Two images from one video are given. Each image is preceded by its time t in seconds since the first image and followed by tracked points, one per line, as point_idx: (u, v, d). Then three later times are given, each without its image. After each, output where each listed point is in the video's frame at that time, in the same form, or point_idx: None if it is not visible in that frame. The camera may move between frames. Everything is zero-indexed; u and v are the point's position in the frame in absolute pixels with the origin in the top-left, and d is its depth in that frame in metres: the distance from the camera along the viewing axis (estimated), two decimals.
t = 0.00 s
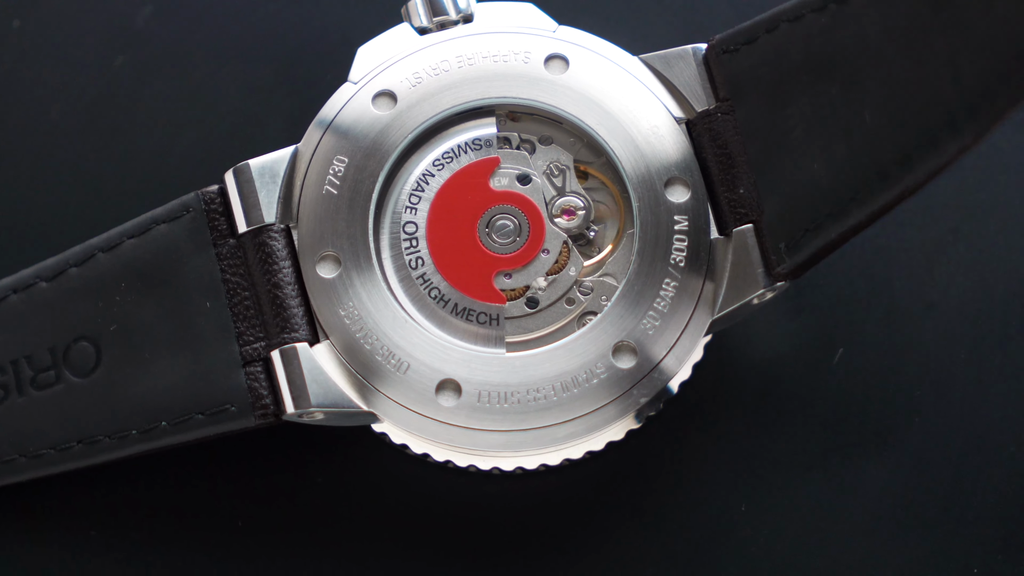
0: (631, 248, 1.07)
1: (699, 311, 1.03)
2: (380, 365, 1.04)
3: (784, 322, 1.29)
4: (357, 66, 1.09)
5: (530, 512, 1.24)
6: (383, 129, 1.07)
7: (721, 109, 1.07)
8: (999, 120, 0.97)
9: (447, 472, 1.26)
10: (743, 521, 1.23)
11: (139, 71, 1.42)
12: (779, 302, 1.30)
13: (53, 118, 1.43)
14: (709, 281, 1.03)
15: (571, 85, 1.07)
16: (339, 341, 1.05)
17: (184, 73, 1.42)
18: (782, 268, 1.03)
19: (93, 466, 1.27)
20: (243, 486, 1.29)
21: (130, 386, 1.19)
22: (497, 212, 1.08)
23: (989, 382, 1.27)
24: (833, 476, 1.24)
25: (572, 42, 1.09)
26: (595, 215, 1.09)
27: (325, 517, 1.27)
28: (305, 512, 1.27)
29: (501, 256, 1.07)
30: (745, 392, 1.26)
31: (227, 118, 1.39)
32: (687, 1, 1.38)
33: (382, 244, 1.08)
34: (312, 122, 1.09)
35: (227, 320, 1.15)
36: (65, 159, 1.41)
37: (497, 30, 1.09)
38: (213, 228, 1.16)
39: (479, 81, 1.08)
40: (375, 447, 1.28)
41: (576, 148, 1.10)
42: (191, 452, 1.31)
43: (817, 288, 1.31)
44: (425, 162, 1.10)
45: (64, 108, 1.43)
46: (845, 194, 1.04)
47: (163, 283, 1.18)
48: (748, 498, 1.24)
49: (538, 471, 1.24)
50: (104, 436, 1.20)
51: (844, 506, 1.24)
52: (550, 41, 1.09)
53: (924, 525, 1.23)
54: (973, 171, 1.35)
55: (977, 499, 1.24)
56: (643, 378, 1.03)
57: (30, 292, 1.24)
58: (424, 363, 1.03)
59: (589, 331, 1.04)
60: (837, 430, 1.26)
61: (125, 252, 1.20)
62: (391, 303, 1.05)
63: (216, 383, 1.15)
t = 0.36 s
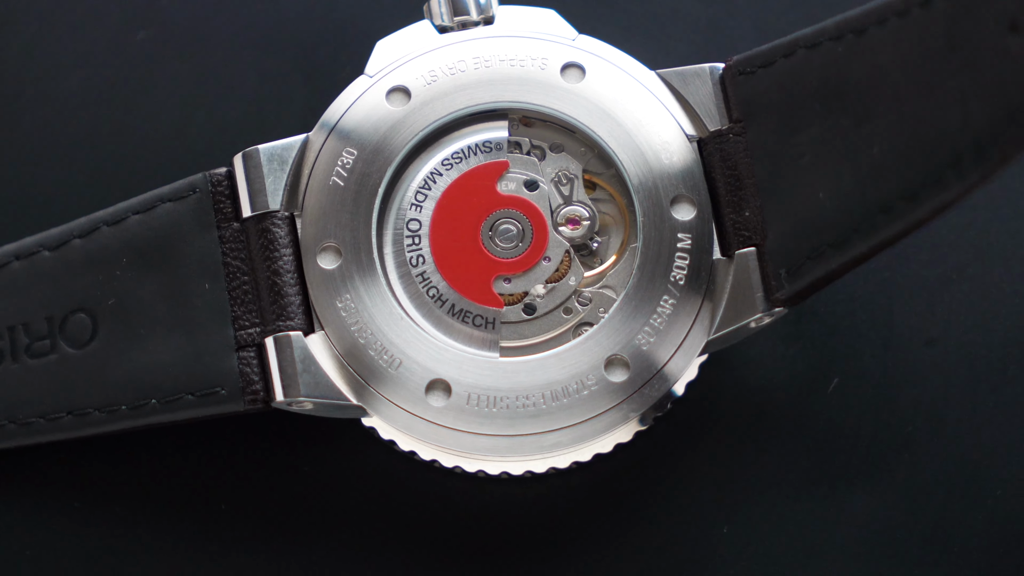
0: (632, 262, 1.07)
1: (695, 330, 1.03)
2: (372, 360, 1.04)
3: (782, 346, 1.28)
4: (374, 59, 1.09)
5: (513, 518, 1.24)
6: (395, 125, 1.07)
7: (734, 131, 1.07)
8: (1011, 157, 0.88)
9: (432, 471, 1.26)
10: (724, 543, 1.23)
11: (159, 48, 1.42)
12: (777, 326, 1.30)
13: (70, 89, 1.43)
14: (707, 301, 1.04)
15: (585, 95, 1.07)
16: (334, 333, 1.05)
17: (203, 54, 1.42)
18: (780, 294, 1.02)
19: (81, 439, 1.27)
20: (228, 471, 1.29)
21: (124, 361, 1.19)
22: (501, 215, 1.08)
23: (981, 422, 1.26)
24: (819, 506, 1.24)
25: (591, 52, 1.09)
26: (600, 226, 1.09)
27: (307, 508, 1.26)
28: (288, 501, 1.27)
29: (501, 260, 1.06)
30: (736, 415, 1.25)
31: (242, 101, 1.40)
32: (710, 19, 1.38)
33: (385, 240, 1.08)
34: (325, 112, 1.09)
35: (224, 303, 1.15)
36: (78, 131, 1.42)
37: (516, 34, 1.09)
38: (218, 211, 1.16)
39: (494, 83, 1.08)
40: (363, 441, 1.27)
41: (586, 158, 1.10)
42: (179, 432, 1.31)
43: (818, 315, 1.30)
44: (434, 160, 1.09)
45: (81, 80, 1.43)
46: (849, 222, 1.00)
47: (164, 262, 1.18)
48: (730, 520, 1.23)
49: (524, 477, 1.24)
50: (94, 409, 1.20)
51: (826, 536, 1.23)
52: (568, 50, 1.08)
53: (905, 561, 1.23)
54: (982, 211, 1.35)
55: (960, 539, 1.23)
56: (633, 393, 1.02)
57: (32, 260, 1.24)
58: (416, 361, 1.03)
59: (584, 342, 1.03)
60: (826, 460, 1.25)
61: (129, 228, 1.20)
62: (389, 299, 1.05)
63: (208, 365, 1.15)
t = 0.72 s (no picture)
0: (633, 276, 1.06)
1: (690, 348, 1.03)
2: (365, 354, 1.04)
3: (779, 371, 1.27)
4: (392, 54, 1.09)
5: (495, 523, 1.23)
6: (407, 121, 1.07)
7: (744, 152, 1.06)
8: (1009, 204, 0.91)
9: (417, 469, 1.25)
10: (704, 563, 1.22)
11: (180, 27, 1.42)
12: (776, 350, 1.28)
13: (89, 60, 1.43)
14: (704, 320, 1.04)
15: (598, 106, 1.07)
16: (329, 324, 1.05)
17: (223, 36, 1.42)
18: (777, 319, 1.03)
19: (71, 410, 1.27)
20: (215, 453, 1.29)
21: (120, 336, 1.19)
22: (505, 220, 1.07)
23: (970, 463, 1.26)
24: (804, 535, 1.23)
25: (608, 63, 1.09)
26: (603, 237, 1.08)
27: (290, 496, 1.26)
28: (272, 488, 1.27)
29: (502, 265, 1.06)
30: (726, 436, 1.25)
31: (259, 87, 1.40)
32: (731, 39, 1.37)
33: (388, 235, 1.08)
34: (339, 103, 1.09)
35: (223, 286, 1.15)
36: (93, 103, 1.42)
37: (536, 40, 1.09)
38: (224, 193, 1.16)
39: (509, 87, 1.07)
40: (351, 434, 1.27)
41: (595, 168, 1.10)
42: (170, 411, 1.31)
43: (818, 343, 1.29)
44: (442, 159, 1.09)
45: (100, 52, 1.43)
46: (852, 254, 1.00)
47: (167, 240, 1.18)
48: (712, 541, 1.23)
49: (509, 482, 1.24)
50: (87, 382, 1.20)
51: (806, 564, 1.23)
52: (585, 59, 1.09)
53: None
54: (991, 251, 1.33)
55: None
56: (623, 407, 1.02)
57: (37, 230, 1.24)
58: (408, 359, 1.03)
59: (578, 352, 1.03)
60: (811, 488, 1.25)
61: (135, 203, 1.20)
62: (387, 294, 1.05)
63: (202, 346, 1.15)
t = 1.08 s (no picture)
0: (632, 291, 1.06)
1: (683, 368, 1.03)
2: (358, 348, 1.04)
3: (772, 398, 1.26)
4: (410, 50, 1.09)
5: (477, 527, 1.23)
6: (419, 118, 1.07)
7: (753, 176, 1.06)
8: (1009, 252, 0.87)
9: (402, 467, 1.25)
10: None
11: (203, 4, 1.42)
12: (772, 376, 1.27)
13: (108, 30, 1.43)
14: (700, 340, 1.04)
15: (612, 118, 1.07)
16: (325, 316, 1.05)
17: (245, 17, 1.41)
18: (772, 345, 1.02)
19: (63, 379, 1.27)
20: (204, 434, 1.29)
21: (117, 310, 1.19)
22: (509, 225, 1.07)
23: (957, 505, 1.25)
24: (783, 563, 1.23)
25: (625, 77, 1.08)
26: (606, 250, 1.08)
27: (276, 483, 1.26)
28: (258, 474, 1.27)
29: (502, 270, 1.06)
30: (714, 458, 1.24)
31: (277, 70, 1.39)
32: (753, 59, 1.37)
33: (391, 230, 1.08)
34: (354, 95, 1.10)
35: (223, 268, 1.15)
36: (110, 74, 1.42)
37: (555, 48, 1.09)
38: (232, 176, 1.16)
39: (524, 93, 1.07)
40: (341, 426, 1.27)
41: (604, 180, 1.09)
42: (161, 388, 1.31)
43: (817, 372, 1.28)
44: (452, 159, 1.09)
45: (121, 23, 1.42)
46: (849, 284, 0.98)
47: (171, 218, 1.18)
48: (690, 562, 1.23)
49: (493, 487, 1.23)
50: (80, 352, 1.20)
51: None
52: (602, 71, 1.08)
53: None
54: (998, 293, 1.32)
55: None
56: (611, 421, 1.02)
57: (45, 197, 1.24)
58: (401, 356, 1.04)
59: (570, 363, 1.03)
60: (795, 518, 1.24)
61: (144, 178, 1.20)
62: (384, 290, 1.05)
63: (198, 327, 1.15)
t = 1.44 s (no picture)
0: (631, 306, 1.05)
1: (675, 386, 1.03)
2: (352, 341, 1.04)
3: (764, 422, 1.26)
4: (428, 48, 1.09)
5: (458, 529, 1.23)
6: (431, 117, 1.07)
7: (760, 200, 1.06)
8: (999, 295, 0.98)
9: (388, 464, 1.25)
10: None
11: None
12: (765, 401, 1.27)
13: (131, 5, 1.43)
14: (693, 360, 1.03)
15: (623, 131, 1.06)
16: (321, 307, 1.06)
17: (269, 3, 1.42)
18: (764, 370, 1.02)
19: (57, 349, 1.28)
20: (194, 414, 1.29)
21: (117, 284, 1.19)
22: (512, 230, 1.07)
23: (940, 545, 1.24)
24: None
25: (640, 91, 1.08)
26: (608, 262, 1.07)
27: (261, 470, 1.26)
28: (244, 459, 1.27)
29: (502, 274, 1.06)
30: (700, 479, 1.24)
31: (296, 58, 1.39)
32: (770, 83, 1.37)
33: (395, 226, 1.08)
34: (369, 89, 1.10)
35: (225, 251, 1.15)
36: (130, 49, 1.42)
37: (573, 57, 1.09)
38: (241, 160, 1.16)
39: (538, 99, 1.07)
40: (330, 418, 1.27)
41: (611, 192, 1.08)
42: (154, 366, 1.31)
43: (811, 400, 1.27)
44: (461, 160, 1.09)
45: None
46: (847, 317, 1.01)
47: (177, 197, 1.18)
48: None
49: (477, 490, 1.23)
50: (77, 324, 1.20)
51: None
52: (618, 83, 1.08)
53: None
54: (996, 336, 1.32)
55: None
56: (598, 434, 1.02)
57: (54, 166, 1.24)
58: (394, 353, 1.04)
59: (563, 373, 1.02)
60: (777, 545, 1.23)
61: (153, 156, 1.20)
62: (383, 285, 1.05)
63: (195, 308, 1.15)
